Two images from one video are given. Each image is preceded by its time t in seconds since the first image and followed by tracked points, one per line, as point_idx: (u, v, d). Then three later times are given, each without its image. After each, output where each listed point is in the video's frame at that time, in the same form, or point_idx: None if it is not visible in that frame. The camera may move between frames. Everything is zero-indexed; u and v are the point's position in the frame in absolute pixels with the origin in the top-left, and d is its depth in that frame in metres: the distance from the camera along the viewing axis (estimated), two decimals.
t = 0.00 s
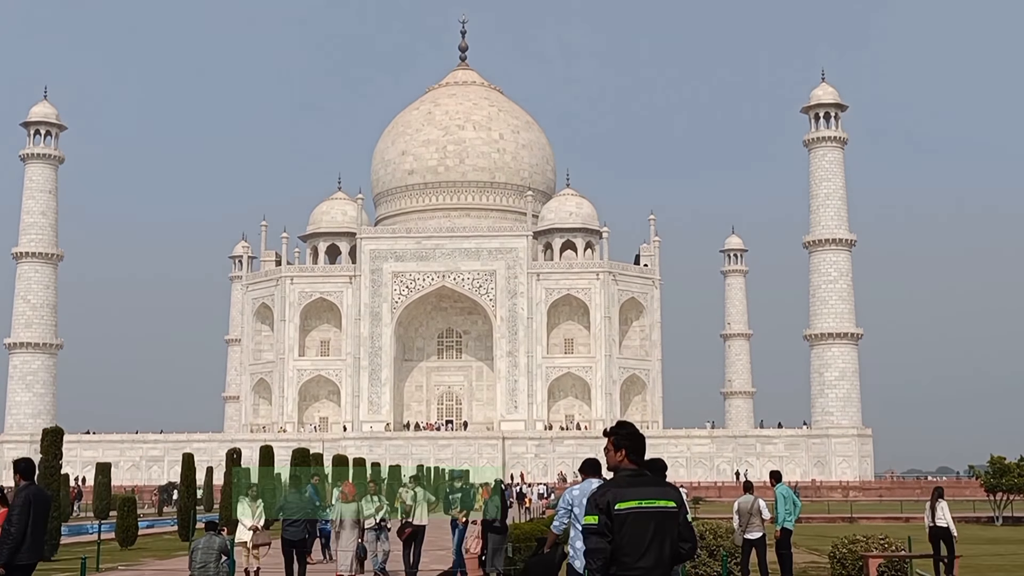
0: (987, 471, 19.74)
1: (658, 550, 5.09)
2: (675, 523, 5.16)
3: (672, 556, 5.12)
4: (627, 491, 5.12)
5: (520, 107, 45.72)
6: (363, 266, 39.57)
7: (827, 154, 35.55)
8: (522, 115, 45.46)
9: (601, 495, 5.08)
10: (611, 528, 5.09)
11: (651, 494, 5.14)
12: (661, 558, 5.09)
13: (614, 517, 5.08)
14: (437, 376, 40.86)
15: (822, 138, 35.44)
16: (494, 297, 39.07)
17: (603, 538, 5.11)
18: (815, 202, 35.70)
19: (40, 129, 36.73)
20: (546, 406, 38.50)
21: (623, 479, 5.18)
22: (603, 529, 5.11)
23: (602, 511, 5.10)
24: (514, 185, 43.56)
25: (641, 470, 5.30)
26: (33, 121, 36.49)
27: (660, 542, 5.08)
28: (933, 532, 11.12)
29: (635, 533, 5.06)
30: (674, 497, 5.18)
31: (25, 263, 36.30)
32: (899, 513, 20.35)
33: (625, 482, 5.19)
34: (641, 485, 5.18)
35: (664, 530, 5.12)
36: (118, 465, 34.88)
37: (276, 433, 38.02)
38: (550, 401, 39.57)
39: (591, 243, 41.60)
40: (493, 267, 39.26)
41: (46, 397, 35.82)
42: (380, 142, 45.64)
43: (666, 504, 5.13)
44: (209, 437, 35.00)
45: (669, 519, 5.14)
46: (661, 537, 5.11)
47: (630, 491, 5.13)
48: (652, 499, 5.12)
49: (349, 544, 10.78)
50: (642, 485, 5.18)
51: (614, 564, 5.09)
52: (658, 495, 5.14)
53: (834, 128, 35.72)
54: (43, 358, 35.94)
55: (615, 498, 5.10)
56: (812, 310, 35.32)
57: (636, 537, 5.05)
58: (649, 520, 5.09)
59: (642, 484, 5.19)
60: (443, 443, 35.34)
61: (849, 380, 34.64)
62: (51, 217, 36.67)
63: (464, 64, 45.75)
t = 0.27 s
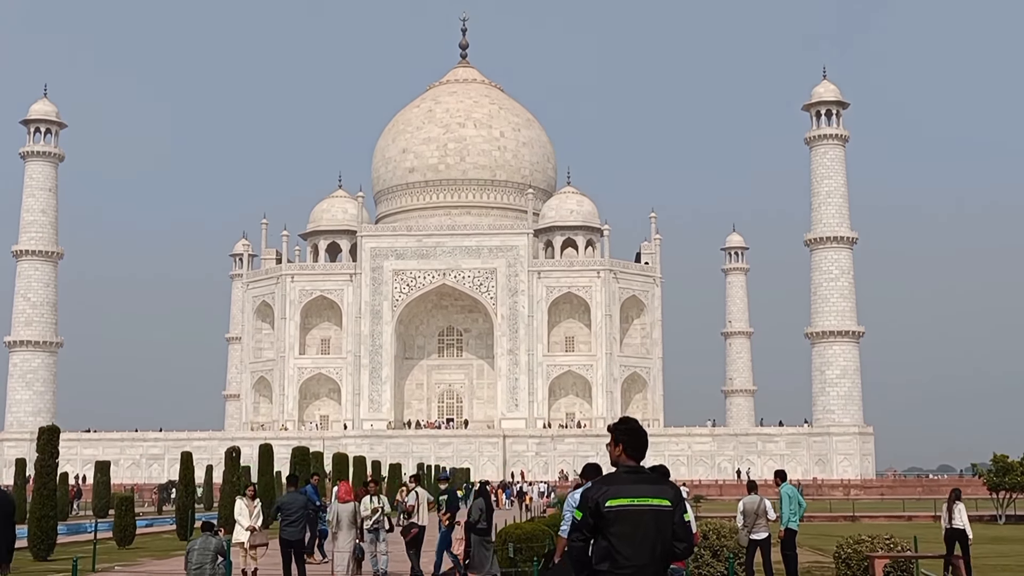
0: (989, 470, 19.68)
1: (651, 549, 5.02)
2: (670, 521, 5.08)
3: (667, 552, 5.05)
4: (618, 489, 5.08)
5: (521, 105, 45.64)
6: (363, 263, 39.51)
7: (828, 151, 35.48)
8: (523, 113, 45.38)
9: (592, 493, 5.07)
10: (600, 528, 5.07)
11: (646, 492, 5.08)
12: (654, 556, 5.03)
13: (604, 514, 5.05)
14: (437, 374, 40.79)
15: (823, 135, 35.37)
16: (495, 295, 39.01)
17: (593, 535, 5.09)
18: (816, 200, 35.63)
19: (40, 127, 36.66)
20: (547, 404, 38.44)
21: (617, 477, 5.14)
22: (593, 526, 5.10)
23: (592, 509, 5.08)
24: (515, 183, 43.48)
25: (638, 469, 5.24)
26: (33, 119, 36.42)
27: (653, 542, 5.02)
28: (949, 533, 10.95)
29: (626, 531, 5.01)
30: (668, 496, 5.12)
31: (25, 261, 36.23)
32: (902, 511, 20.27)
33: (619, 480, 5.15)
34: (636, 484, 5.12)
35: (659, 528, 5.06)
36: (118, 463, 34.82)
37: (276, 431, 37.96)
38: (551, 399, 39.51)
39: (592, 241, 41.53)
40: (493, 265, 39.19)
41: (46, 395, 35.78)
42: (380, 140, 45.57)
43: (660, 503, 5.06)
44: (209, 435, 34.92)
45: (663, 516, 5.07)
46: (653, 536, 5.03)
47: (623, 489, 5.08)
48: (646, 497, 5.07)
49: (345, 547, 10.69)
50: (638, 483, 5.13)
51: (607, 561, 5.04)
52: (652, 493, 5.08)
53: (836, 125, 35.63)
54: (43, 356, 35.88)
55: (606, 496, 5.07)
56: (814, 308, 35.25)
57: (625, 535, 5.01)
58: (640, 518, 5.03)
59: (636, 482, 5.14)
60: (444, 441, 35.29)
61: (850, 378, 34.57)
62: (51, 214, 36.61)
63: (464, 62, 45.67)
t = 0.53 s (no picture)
0: (990, 468, 19.62)
1: (643, 556, 4.97)
2: (662, 529, 5.01)
3: (658, 560, 4.99)
4: (611, 495, 5.04)
5: (520, 103, 45.56)
6: (362, 262, 39.45)
7: (828, 150, 35.41)
8: (522, 112, 45.30)
9: (584, 498, 5.04)
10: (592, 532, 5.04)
11: (638, 498, 5.03)
12: (645, 563, 4.97)
13: (595, 520, 5.02)
14: (436, 373, 40.73)
15: (822, 134, 35.31)
16: (494, 294, 38.94)
17: (585, 538, 5.07)
18: (815, 198, 35.55)
19: (38, 126, 36.59)
20: (546, 403, 38.37)
21: (610, 481, 5.09)
22: (586, 530, 5.06)
23: (584, 514, 5.05)
24: (514, 182, 43.40)
25: (633, 473, 5.17)
26: (31, 118, 36.35)
27: (642, 550, 4.97)
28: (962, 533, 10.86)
29: (617, 536, 4.97)
30: (661, 501, 5.05)
31: (23, 261, 36.16)
32: (902, 510, 20.20)
33: (612, 484, 5.09)
34: (631, 490, 5.06)
35: (652, 535, 5.00)
36: (116, 463, 34.75)
37: (275, 431, 37.88)
38: (550, 398, 39.45)
39: (591, 239, 41.46)
40: (493, 264, 39.12)
41: (45, 394, 35.72)
42: (379, 138, 45.49)
43: (651, 509, 5.00)
44: (208, 435, 34.85)
45: (654, 524, 5.00)
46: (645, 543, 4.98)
47: (615, 496, 5.03)
48: (639, 503, 5.02)
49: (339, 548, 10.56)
50: (630, 489, 5.07)
51: (599, 567, 4.99)
52: (643, 499, 5.03)
53: (835, 123, 35.57)
54: (41, 356, 35.81)
55: (598, 501, 5.03)
56: (813, 306, 35.18)
57: (614, 543, 4.97)
58: (633, 523, 4.98)
59: (630, 487, 5.08)
60: (443, 441, 35.22)
61: (850, 377, 34.53)
62: (49, 214, 36.53)
63: (463, 61, 45.59)
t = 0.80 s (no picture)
0: (995, 473, 19.53)
1: (645, 555, 4.88)
2: (666, 527, 4.92)
3: (661, 558, 4.90)
4: (613, 494, 4.97)
5: (521, 108, 45.50)
6: (363, 268, 39.37)
7: (829, 154, 35.34)
8: (522, 117, 45.25)
9: (586, 498, 4.97)
10: (594, 533, 4.96)
11: (640, 497, 4.95)
12: (648, 563, 4.88)
13: (597, 520, 4.94)
14: (437, 379, 40.64)
15: (824, 138, 35.24)
16: (495, 300, 38.86)
17: (587, 540, 4.98)
18: (817, 203, 35.47)
19: (38, 132, 36.53)
20: (548, 409, 38.27)
21: (610, 481, 5.03)
22: (589, 531, 4.98)
23: (586, 515, 4.97)
24: (515, 187, 43.33)
25: (632, 472, 5.13)
26: (30, 124, 36.30)
27: (645, 547, 4.88)
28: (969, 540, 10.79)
29: (619, 536, 4.89)
30: (663, 500, 4.97)
31: (22, 267, 36.09)
32: (906, 516, 20.10)
33: (612, 485, 5.03)
34: (633, 489, 4.98)
35: (655, 535, 4.91)
36: (116, 469, 34.65)
37: (276, 437, 37.78)
38: (552, 404, 39.35)
39: (592, 244, 41.40)
40: (493, 269, 39.05)
41: (44, 401, 35.64)
42: (380, 144, 45.42)
43: (654, 508, 4.92)
44: (208, 441, 34.75)
45: (656, 523, 4.92)
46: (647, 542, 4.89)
47: (617, 494, 4.96)
48: (640, 502, 4.94)
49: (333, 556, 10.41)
50: (632, 489, 4.99)
51: (603, 569, 4.90)
52: (645, 499, 4.94)
53: (836, 128, 35.49)
54: (41, 363, 35.72)
55: (599, 501, 4.96)
56: (815, 311, 35.09)
57: (617, 541, 4.89)
58: (635, 522, 4.90)
59: (630, 487, 5.01)
60: (445, 447, 35.13)
61: (852, 382, 34.43)
62: (49, 220, 36.46)
63: (463, 66, 45.54)
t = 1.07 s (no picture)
0: (1000, 481, 19.43)
1: (649, 569, 4.89)
2: (667, 541, 4.95)
3: (663, 574, 4.92)
4: (612, 509, 4.96)
5: (522, 116, 45.48)
6: (364, 276, 39.31)
7: (831, 161, 35.29)
8: (524, 125, 45.22)
9: (586, 515, 4.95)
10: (596, 550, 4.93)
11: (640, 512, 4.96)
12: None
13: (599, 536, 4.93)
14: (439, 388, 40.55)
15: (826, 145, 35.19)
16: (496, 308, 38.79)
17: (588, 557, 4.95)
18: (819, 210, 35.40)
19: (39, 141, 36.51)
20: (549, 417, 38.19)
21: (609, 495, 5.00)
22: (591, 548, 4.95)
23: (586, 531, 4.95)
24: (516, 195, 43.29)
25: (629, 487, 5.09)
26: (31, 132, 36.28)
27: (647, 564, 4.88)
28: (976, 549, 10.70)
29: (622, 551, 4.88)
30: (663, 514, 4.99)
31: (23, 275, 36.05)
32: (910, 524, 20.01)
33: (611, 500, 5.02)
34: (632, 503, 4.99)
35: (656, 550, 4.93)
36: (117, 478, 34.56)
37: (277, 445, 37.69)
38: (554, 412, 39.25)
39: (593, 252, 41.34)
40: (495, 277, 38.99)
41: (45, 409, 35.57)
42: (381, 152, 45.39)
43: (654, 523, 4.93)
44: (209, 450, 34.66)
45: (658, 537, 4.94)
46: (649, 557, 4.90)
47: (616, 509, 4.96)
48: (640, 516, 4.95)
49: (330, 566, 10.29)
50: (631, 505, 5.00)
51: None
52: (645, 513, 4.95)
53: (838, 135, 35.44)
54: (42, 371, 35.66)
55: (600, 516, 4.95)
56: (818, 319, 35.00)
57: (619, 558, 4.88)
58: (637, 537, 4.91)
59: (628, 501, 5.01)
60: (446, 455, 35.04)
61: (855, 390, 34.33)
62: (50, 228, 36.44)
63: (465, 74, 45.53)
